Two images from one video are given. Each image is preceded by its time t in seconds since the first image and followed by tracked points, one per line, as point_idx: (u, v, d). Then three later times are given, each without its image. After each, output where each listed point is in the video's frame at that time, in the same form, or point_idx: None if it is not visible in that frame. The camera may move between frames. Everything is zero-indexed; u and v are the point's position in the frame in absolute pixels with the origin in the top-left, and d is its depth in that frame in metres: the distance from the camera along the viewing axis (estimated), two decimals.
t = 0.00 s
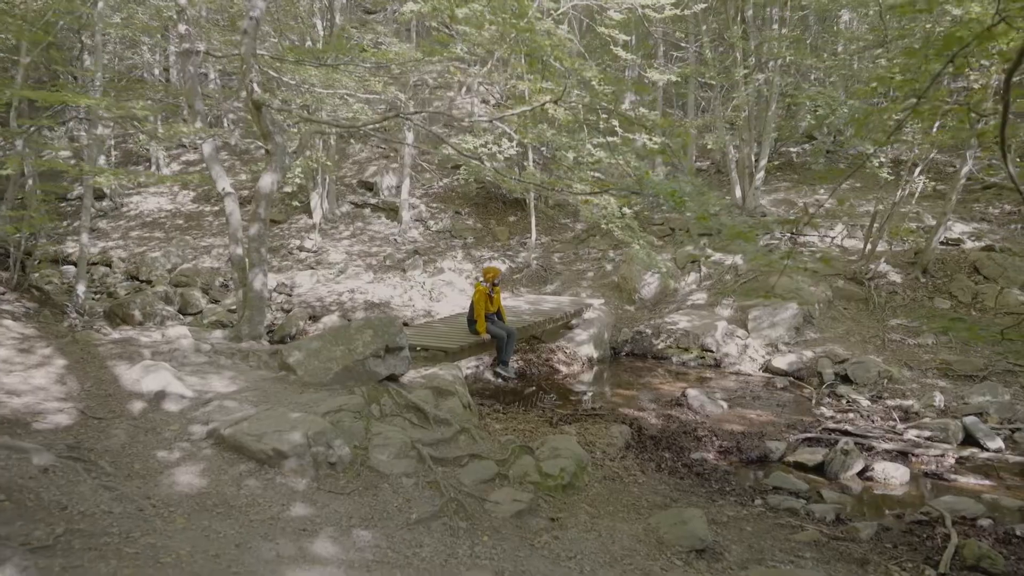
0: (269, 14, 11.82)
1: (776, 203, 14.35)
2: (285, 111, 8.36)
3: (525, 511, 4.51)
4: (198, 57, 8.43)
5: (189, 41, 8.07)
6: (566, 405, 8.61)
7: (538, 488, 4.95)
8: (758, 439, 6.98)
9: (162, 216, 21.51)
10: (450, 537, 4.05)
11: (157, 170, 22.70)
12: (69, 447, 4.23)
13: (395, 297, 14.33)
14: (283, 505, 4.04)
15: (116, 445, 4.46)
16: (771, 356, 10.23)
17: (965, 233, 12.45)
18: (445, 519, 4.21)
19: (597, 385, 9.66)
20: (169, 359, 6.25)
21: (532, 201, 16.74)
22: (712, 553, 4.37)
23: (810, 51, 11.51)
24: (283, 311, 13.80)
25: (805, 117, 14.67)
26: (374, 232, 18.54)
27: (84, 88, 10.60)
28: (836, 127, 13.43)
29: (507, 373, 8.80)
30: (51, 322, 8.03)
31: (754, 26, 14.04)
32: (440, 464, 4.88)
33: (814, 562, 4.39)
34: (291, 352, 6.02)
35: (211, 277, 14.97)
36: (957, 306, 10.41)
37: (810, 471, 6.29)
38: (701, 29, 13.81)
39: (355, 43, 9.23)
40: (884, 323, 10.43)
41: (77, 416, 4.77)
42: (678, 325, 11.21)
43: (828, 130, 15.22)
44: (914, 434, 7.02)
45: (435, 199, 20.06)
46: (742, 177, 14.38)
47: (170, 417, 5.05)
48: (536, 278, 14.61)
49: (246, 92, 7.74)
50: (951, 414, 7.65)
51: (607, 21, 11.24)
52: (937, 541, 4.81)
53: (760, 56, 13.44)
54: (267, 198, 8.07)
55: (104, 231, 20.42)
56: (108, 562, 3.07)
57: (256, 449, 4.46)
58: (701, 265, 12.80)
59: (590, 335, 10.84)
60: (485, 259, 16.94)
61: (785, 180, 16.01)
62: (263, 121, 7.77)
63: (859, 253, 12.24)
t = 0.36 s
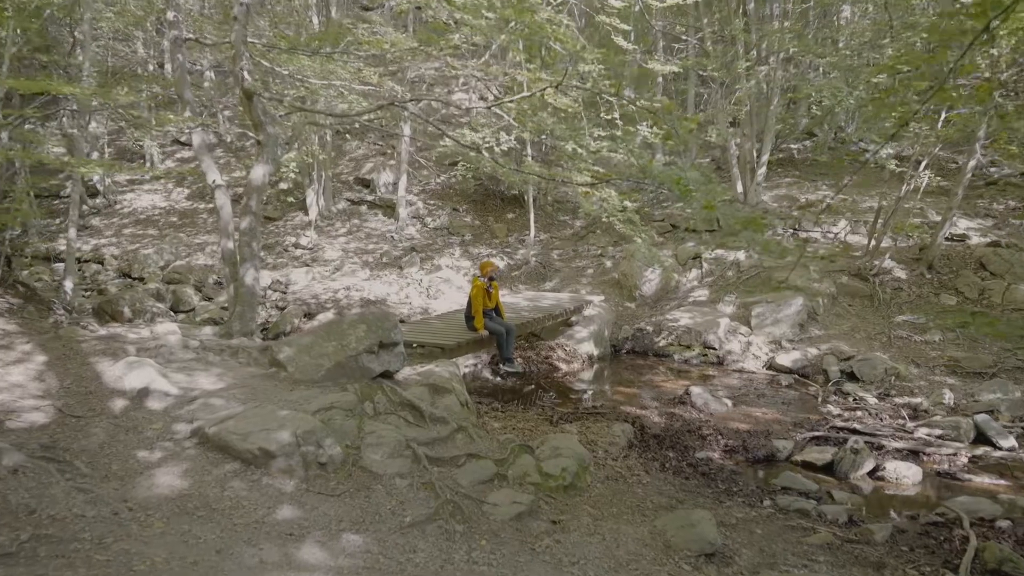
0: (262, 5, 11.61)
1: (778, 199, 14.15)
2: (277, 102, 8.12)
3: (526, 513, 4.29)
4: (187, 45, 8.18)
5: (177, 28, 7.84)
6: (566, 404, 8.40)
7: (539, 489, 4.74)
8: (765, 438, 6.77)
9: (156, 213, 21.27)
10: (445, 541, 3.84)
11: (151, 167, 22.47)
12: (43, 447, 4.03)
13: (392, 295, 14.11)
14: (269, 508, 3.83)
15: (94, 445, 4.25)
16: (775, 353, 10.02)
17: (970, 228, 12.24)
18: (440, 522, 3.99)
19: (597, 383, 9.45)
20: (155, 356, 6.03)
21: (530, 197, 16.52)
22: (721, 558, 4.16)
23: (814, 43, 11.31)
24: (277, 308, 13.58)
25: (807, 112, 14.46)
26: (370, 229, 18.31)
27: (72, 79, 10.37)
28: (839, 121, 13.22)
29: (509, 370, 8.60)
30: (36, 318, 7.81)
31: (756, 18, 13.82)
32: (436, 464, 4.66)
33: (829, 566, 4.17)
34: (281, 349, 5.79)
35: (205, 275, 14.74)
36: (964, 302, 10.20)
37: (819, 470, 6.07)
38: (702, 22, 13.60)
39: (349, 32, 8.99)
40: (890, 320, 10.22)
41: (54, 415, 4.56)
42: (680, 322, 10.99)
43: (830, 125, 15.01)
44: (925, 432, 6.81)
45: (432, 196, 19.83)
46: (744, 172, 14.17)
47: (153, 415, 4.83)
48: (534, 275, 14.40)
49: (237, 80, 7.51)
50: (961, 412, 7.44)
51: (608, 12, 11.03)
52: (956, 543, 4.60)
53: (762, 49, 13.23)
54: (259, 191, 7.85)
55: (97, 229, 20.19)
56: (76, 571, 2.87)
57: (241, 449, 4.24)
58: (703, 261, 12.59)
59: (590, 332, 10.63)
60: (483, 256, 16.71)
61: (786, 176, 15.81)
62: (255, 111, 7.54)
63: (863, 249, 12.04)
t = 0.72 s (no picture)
0: None
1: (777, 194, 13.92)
2: (263, 92, 7.87)
3: (519, 517, 4.06)
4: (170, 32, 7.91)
5: (160, 14, 7.57)
6: (562, 402, 8.16)
7: (533, 491, 4.50)
8: (767, 437, 6.54)
9: (147, 210, 20.98)
10: (433, 548, 3.61)
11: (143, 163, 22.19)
12: (5, 448, 3.80)
13: (385, 292, 13.87)
14: (244, 513, 3.59)
15: (61, 446, 4.02)
16: (776, 351, 9.80)
17: (973, 224, 12.02)
18: (428, 527, 3.76)
19: (594, 382, 9.22)
20: (133, 353, 5.78)
21: (525, 194, 16.27)
22: (726, 564, 3.94)
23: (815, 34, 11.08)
24: (268, 306, 13.33)
25: (807, 105, 14.24)
26: (364, 226, 18.06)
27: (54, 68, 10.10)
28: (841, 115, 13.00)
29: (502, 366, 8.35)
30: (15, 315, 7.55)
31: (755, 10, 13.60)
32: (425, 465, 4.42)
33: (840, 573, 3.95)
34: (264, 345, 5.54)
35: (195, 272, 14.48)
36: (968, 299, 9.99)
37: (824, 471, 5.85)
38: (701, 14, 13.37)
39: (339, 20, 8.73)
40: (893, 316, 10.01)
41: (21, 414, 4.32)
42: (678, 319, 10.75)
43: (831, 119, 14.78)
44: (933, 431, 6.58)
45: (427, 192, 19.59)
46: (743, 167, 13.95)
47: (127, 414, 4.59)
48: (530, 272, 14.16)
49: (221, 68, 7.25)
50: (968, 410, 7.23)
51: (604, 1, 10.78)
52: (972, 547, 4.37)
53: (761, 41, 13.00)
54: (245, 182, 7.60)
55: (87, 226, 19.91)
56: None
57: (217, 449, 4.00)
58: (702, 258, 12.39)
59: (586, 330, 10.41)
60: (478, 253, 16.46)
61: (786, 172, 15.60)
62: (240, 100, 7.29)
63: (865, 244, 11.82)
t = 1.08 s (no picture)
0: None
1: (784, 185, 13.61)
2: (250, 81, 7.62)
3: (513, 525, 3.81)
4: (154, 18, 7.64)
5: None
6: (560, 402, 7.91)
7: (528, 496, 4.25)
8: (773, 439, 6.29)
9: (140, 208, 20.71)
10: (419, 560, 3.35)
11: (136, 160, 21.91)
12: None
13: (380, 290, 13.62)
14: (215, 521, 3.33)
15: (22, 449, 3.75)
16: (779, 349, 9.55)
17: (980, 220, 11.77)
18: (414, 536, 3.51)
19: (592, 381, 8.96)
20: (109, 351, 5.50)
21: (523, 190, 16.00)
22: None
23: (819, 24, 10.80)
24: (260, 303, 13.07)
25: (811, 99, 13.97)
26: (359, 223, 17.79)
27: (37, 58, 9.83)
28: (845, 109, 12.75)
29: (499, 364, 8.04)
30: None
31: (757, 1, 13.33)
32: (412, 469, 4.16)
33: None
34: (246, 342, 5.27)
35: (186, 270, 14.21)
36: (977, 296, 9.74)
37: (833, 474, 5.61)
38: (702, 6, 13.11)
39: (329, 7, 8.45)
40: (899, 314, 9.77)
41: None
42: (679, 316, 10.49)
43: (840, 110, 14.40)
44: (945, 432, 6.33)
45: (424, 189, 19.32)
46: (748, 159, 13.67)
47: (98, 414, 4.32)
48: (528, 270, 13.89)
49: (205, 54, 6.98)
50: (981, 410, 6.98)
51: None
52: (992, 556, 4.12)
53: (764, 32, 12.73)
54: (231, 174, 7.33)
55: (79, 224, 19.64)
56: None
57: (189, 453, 3.74)
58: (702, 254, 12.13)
59: (585, 328, 10.16)
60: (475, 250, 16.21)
61: (788, 168, 15.35)
62: (226, 89, 7.05)
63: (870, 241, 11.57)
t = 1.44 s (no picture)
0: None
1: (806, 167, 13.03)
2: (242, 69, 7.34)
3: (514, 536, 3.53)
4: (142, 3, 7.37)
5: None
6: (563, 403, 7.63)
7: (530, 504, 3.98)
8: (788, 442, 6.01)
9: (140, 205, 20.48)
10: None
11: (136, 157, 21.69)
12: None
13: (381, 288, 13.36)
14: (188, 533, 3.05)
15: None
16: (790, 348, 9.24)
17: (996, 215, 11.46)
18: (405, 550, 3.23)
19: (597, 380, 8.69)
20: (90, 349, 5.22)
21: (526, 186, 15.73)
22: None
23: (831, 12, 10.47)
24: (259, 301, 12.82)
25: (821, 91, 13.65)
26: (360, 220, 17.53)
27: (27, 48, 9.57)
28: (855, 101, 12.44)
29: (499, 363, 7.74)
30: None
31: None
32: (406, 475, 3.88)
33: None
34: (232, 339, 4.99)
35: (183, 267, 13.96)
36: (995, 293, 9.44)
37: (853, 479, 5.32)
38: None
39: None
40: (915, 312, 9.47)
41: None
42: (687, 314, 10.13)
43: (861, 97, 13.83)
44: (969, 435, 6.03)
45: (426, 186, 19.06)
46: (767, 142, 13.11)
47: (72, 415, 4.04)
48: (531, 267, 13.61)
49: (194, 41, 6.71)
50: (1005, 412, 6.68)
51: None
52: None
53: (772, 23, 12.42)
54: (223, 166, 7.08)
55: (77, 222, 19.43)
56: None
57: (164, 457, 3.46)
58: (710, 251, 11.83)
59: (589, 326, 9.89)
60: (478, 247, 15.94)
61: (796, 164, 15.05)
62: (216, 77, 6.77)
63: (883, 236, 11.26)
